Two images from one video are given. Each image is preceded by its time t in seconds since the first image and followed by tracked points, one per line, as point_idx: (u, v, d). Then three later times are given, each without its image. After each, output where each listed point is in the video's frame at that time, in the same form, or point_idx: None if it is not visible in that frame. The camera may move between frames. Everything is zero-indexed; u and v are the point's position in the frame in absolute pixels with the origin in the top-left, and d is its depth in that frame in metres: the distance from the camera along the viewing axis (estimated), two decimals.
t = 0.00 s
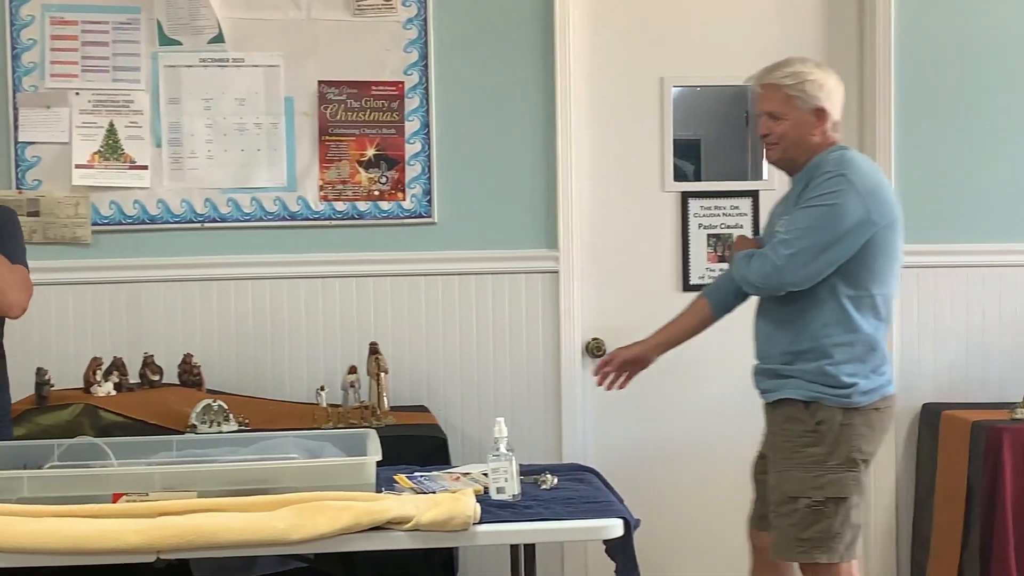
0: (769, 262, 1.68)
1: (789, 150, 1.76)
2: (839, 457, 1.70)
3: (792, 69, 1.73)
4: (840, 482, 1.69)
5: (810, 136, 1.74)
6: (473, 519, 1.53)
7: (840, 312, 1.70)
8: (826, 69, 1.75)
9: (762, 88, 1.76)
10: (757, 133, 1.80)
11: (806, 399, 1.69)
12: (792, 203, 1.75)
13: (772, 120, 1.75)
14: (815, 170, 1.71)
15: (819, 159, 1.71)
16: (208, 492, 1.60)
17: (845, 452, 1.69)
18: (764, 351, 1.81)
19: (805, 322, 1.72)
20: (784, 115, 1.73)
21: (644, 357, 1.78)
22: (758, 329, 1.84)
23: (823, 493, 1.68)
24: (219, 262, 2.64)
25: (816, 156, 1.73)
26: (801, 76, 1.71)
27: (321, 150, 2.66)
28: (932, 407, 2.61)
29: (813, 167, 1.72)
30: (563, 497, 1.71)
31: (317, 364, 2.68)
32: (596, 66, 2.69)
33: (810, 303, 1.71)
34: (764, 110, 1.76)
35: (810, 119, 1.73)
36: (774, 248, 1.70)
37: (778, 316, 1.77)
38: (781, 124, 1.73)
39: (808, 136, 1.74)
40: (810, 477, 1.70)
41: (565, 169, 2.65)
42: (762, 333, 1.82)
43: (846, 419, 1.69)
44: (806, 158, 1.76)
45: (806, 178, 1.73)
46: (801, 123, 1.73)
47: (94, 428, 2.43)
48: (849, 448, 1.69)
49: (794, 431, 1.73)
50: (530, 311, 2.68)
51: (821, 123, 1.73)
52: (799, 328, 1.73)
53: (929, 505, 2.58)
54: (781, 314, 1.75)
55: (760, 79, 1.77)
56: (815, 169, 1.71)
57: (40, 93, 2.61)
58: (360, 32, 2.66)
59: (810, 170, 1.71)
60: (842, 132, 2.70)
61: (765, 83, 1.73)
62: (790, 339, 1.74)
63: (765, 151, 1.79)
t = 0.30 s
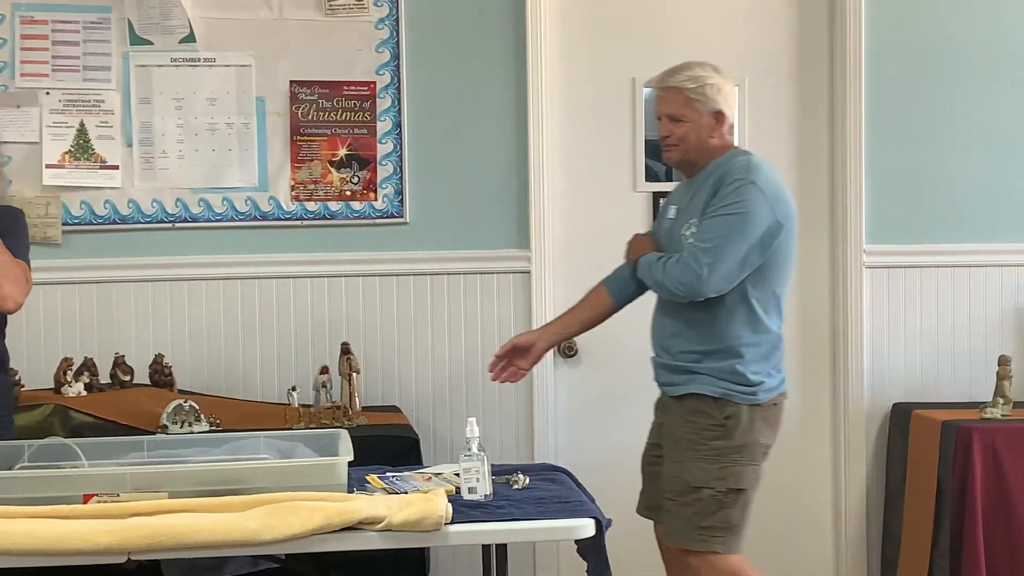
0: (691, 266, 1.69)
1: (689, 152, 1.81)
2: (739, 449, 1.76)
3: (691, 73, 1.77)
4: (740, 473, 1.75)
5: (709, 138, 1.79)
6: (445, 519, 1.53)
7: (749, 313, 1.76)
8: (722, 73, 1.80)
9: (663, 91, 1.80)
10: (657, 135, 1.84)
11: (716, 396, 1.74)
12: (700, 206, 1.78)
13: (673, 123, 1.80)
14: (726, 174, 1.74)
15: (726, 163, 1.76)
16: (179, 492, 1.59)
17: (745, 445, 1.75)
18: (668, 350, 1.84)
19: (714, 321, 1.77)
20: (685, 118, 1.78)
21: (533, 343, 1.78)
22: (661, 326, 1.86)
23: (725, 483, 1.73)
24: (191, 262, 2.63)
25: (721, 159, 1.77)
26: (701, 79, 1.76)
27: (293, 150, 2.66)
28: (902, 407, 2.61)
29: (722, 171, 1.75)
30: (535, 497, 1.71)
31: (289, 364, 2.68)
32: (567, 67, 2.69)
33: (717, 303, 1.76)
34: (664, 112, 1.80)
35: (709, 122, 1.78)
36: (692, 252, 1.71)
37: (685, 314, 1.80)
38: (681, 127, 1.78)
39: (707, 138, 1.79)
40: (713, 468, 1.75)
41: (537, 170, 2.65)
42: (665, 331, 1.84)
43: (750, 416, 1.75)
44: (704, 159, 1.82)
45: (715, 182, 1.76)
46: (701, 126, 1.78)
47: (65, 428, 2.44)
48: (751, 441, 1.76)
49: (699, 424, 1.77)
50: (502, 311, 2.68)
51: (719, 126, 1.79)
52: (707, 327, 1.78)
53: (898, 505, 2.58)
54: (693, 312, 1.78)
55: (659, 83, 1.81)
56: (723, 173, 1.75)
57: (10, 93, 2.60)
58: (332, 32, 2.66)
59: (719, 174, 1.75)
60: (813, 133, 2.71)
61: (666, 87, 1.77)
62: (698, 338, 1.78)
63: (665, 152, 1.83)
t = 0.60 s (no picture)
0: (653, 267, 1.72)
1: (621, 155, 1.87)
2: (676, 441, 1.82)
3: (618, 78, 1.83)
4: (677, 465, 1.81)
5: (639, 140, 1.86)
6: (437, 518, 1.51)
7: (693, 309, 1.82)
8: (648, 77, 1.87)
9: (591, 97, 1.86)
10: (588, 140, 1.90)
11: (664, 390, 1.79)
12: (645, 210, 1.82)
13: (603, 127, 1.86)
14: (667, 175, 1.79)
15: (666, 164, 1.81)
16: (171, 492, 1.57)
17: (683, 437, 1.81)
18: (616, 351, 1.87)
19: (660, 319, 1.82)
20: (614, 122, 1.84)
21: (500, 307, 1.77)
22: (608, 329, 1.89)
23: (665, 474, 1.79)
24: (182, 262, 2.63)
25: (658, 161, 1.83)
26: (628, 84, 1.82)
27: (284, 150, 2.66)
28: (894, 407, 2.61)
29: (663, 172, 1.80)
30: (526, 497, 1.71)
31: (280, 365, 2.68)
32: (559, 67, 2.69)
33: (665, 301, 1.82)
34: (593, 118, 1.86)
35: (637, 125, 1.85)
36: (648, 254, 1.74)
37: (635, 314, 1.84)
38: (611, 131, 1.84)
39: (637, 140, 1.85)
40: (653, 460, 1.80)
41: (528, 170, 2.65)
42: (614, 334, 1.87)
43: (691, 410, 1.81)
44: (634, 161, 1.88)
45: (657, 184, 1.80)
46: (631, 129, 1.84)
47: (56, 427, 2.45)
48: (689, 434, 1.82)
49: (641, 417, 1.82)
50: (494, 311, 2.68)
51: (648, 128, 1.86)
52: (655, 325, 1.82)
53: (890, 504, 2.58)
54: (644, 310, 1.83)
55: (587, 89, 1.87)
56: (663, 175, 1.80)
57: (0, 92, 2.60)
58: (323, 32, 2.66)
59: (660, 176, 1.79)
60: (806, 133, 2.70)
61: (594, 93, 1.83)
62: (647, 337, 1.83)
63: (596, 156, 1.89)
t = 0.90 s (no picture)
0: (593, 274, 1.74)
1: (587, 161, 1.87)
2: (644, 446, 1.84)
3: (580, 85, 1.84)
4: (645, 470, 1.83)
5: (604, 146, 1.86)
6: (448, 518, 1.46)
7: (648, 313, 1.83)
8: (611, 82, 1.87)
9: (555, 106, 1.86)
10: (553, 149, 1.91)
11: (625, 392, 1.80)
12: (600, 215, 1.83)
13: (567, 135, 1.86)
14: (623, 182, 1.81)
15: (621, 171, 1.83)
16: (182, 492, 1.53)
17: (650, 441, 1.83)
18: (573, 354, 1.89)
19: (615, 321, 1.83)
20: (579, 129, 1.84)
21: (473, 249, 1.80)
22: (565, 333, 1.91)
23: (633, 480, 1.80)
24: (193, 262, 2.64)
25: (616, 168, 1.84)
26: (590, 90, 1.82)
27: (295, 150, 2.66)
28: (904, 407, 2.60)
29: (616, 179, 1.82)
30: (536, 497, 1.67)
31: (291, 364, 2.68)
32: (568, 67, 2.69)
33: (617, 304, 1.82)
34: (557, 126, 1.87)
35: (602, 130, 1.85)
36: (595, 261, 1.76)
37: (587, 317, 1.86)
38: (576, 137, 1.84)
39: (603, 145, 1.85)
40: (621, 465, 1.81)
41: (538, 170, 2.66)
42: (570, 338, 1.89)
43: (656, 413, 1.83)
44: (601, 166, 1.88)
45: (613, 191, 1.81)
46: (595, 134, 1.84)
47: (68, 427, 2.46)
48: (654, 436, 1.84)
49: (606, 421, 1.83)
50: (504, 311, 2.69)
51: (612, 133, 1.86)
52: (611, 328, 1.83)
53: (901, 505, 2.57)
54: (595, 312, 1.84)
55: (550, 98, 1.88)
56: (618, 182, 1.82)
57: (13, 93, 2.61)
58: (334, 32, 2.66)
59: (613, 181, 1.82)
60: (816, 132, 2.70)
61: (558, 102, 1.84)
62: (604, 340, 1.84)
63: (563, 164, 1.89)
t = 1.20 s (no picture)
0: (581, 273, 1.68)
1: (576, 161, 1.81)
2: (648, 446, 1.82)
3: (568, 84, 1.78)
4: (651, 470, 1.83)
5: (592, 146, 1.81)
6: (477, 518, 1.43)
7: (639, 312, 1.79)
8: (594, 81, 1.83)
9: (542, 106, 1.79)
10: (539, 150, 1.83)
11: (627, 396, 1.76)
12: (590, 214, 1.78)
13: (557, 135, 1.79)
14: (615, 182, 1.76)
15: (608, 169, 1.79)
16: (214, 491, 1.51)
17: (655, 443, 1.82)
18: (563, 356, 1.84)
19: (605, 322, 1.78)
20: (569, 129, 1.78)
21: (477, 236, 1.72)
22: (552, 335, 1.86)
23: (642, 482, 1.80)
24: (225, 262, 2.65)
25: (606, 167, 1.80)
26: (578, 89, 1.77)
27: (326, 150, 2.67)
28: (938, 407, 2.58)
29: (604, 177, 1.78)
30: (566, 496, 1.60)
31: (321, 364, 2.69)
32: (598, 67, 2.68)
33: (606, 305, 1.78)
34: (545, 125, 1.79)
35: (590, 129, 1.79)
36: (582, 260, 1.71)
37: (577, 318, 1.81)
38: (566, 138, 1.78)
39: (592, 146, 1.80)
40: (627, 468, 1.80)
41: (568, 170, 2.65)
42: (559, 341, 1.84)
43: (656, 413, 1.80)
44: (588, 167, 1.83)
45: (604, 190, 1.77)
46: (584, 134, 1.79)
47: (101, 426, 2.48)
48: (655, 437, 1.82)
49: (610, 425, 1.79)
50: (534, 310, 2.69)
51: (600, 133, 1.81)
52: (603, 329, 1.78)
53: (933, 506, 2.56)
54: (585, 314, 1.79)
55: (536, 97, 1.81)
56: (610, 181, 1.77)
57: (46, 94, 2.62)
58: (364, 33, 2.66)
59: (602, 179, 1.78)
60: (847, 132, 2.69)
61: (548, 101, 1.77)
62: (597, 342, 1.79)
63: (551, 165, 1.82)
